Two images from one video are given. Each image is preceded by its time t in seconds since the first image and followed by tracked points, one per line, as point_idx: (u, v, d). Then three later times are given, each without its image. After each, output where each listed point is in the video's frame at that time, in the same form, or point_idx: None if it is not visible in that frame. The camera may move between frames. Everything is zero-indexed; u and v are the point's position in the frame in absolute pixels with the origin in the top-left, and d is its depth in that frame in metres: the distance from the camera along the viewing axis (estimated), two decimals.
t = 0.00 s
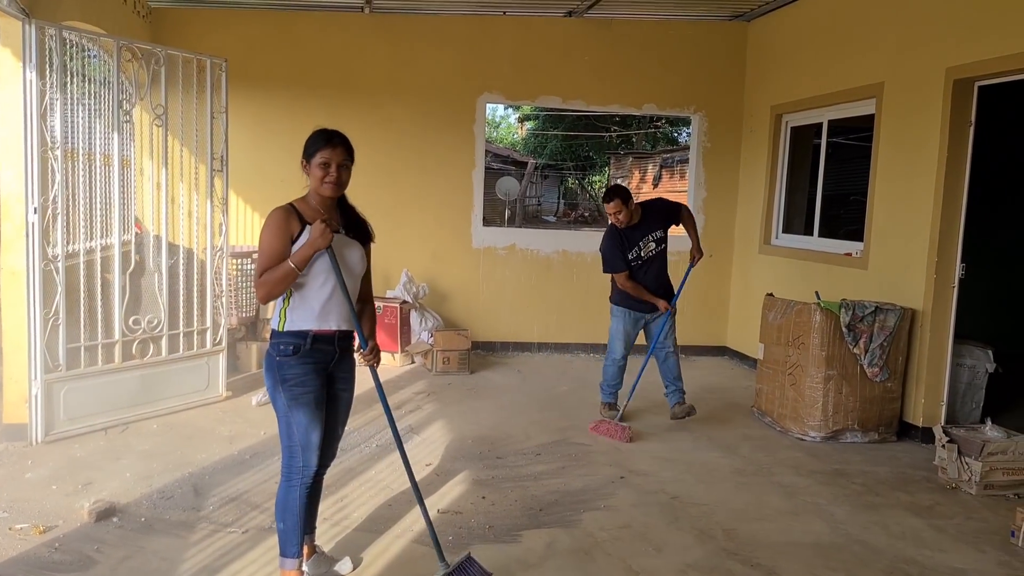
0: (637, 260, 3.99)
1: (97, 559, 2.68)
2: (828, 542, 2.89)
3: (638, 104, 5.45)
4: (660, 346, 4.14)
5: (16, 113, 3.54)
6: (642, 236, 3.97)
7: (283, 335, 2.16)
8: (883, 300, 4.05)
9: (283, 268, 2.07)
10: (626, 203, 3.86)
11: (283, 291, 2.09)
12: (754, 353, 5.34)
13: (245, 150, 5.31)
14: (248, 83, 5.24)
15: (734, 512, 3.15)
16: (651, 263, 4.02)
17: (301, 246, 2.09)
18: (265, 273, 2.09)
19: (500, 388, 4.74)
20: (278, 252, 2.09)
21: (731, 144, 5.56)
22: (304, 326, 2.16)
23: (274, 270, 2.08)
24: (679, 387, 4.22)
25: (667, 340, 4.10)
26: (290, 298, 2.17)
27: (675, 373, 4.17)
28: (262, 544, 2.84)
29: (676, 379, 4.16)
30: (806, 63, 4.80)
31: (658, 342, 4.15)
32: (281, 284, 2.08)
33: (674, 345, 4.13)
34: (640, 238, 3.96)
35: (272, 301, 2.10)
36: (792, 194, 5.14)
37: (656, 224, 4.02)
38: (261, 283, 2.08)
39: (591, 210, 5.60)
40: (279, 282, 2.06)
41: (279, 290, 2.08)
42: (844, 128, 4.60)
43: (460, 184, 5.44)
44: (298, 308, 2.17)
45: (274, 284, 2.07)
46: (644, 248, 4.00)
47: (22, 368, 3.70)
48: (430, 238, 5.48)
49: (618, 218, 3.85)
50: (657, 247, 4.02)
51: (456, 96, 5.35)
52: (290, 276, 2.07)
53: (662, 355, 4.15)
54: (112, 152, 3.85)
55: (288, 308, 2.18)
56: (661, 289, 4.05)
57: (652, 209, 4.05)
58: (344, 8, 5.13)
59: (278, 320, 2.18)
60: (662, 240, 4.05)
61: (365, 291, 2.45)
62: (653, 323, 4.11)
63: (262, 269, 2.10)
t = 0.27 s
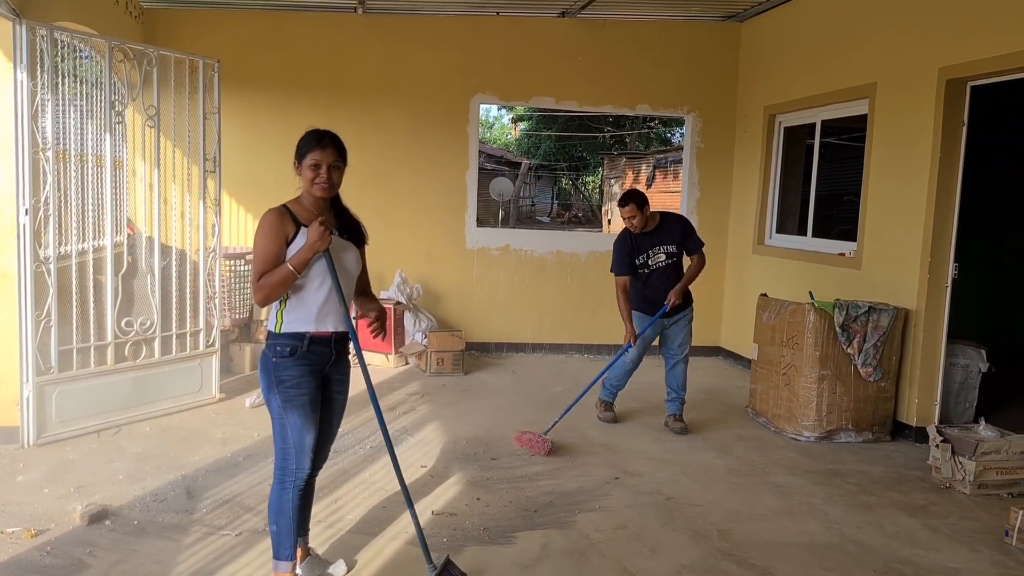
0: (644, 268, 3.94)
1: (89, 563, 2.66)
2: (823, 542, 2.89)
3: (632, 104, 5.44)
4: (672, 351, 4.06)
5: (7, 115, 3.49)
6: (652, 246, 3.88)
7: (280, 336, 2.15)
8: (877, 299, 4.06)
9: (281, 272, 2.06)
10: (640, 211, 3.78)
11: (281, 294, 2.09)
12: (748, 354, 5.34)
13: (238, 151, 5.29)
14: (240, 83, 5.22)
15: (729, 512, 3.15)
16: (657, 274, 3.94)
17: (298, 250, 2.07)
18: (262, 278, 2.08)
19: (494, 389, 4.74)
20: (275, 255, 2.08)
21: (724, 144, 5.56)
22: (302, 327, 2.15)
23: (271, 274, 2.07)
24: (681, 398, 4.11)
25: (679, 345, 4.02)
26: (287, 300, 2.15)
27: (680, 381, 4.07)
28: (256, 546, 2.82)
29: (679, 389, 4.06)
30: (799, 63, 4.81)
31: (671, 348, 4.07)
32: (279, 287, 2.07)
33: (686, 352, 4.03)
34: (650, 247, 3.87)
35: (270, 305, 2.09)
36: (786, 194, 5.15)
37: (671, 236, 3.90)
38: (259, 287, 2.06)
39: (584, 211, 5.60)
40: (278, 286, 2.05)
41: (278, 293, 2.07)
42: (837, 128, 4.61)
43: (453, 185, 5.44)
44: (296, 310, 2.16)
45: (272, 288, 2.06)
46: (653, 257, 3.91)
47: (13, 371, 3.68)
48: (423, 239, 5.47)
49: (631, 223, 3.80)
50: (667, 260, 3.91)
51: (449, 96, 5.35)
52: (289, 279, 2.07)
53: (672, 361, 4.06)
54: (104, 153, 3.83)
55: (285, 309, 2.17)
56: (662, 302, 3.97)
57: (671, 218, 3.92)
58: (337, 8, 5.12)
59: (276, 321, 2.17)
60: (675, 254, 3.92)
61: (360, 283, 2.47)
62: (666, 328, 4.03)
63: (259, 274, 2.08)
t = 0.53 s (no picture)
0: (651, 265, 3.89)
1: (79, 567, 2.64)
2: (818, 544, 2.88)
3: (625, 105, 5.44)
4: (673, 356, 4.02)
5: None
6: (660, 242, 3.84)
7: (275, 339, 2.13)
8: (871, 301, 4.06)
9: (274, 275, 2.05)
10: (649, 205, 3.75)
11: (274, 296, 2.08)
12: (742, 355, 5.34)
13: (231, 152, 5.27)
14: (233, 84, 5.20)
15: (724, 514, 3.14)
16: (665, 272, 3.89)
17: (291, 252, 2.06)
18: (256, 280, 2.06)
19: (488, 391, 4.72)
20: (269, 257, 2.07)
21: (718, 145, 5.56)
22: (297, 330, 2.13)
23: (265, 277, 2.06)
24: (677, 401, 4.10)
25: (682, 351, 3.99)
26: (282, 302, 2.13)
27: (678, 386, 4.05)
28: (248, 550, 2.80)
29: (677, 393, 4.04)
30: (793, 64, 4.80)
31: (672, 352, 4.03)
32: (273, 290, 2.06)
33: (687, 357, 3.99)
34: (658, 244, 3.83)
35: (263, 306, 2.08)
36: (780, 195, 5.15)
37: (679, 232, 3.86)
38: (253, 290, 2.06)
39: (578, 212, 5.58)
40: (272, 288, 2.04)
41: (270, 295, 2.06)
42: (830, 129, 4.61)
43: (447, 187, 5.42)
44: (291, 313, 2.13)
45: (266, 290, 2.05)
46: (660, 255, 3.87)
47: (4, 374, 3.65)
48: (417, 241, 5.45)
49: (639, 218, 3.76)
50: (675, 257, 3.87)
51: (443, 97, 5.34)
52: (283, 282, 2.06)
53: (672, 365, 4.03)
54: (95, 154, 3.80)
55: (280, 312, 2.14)
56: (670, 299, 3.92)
57: (679, 214, 3.88)
58: (330, 9, 5.11)
59: (270, 324, 2.14)
60: (683, 251, 3.88)
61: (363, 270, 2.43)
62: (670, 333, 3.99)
63: (254, 276, 2.06)
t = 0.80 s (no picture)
0: (653, 268, 3.88)
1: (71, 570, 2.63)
2: (813, 546, 2.88)
3: (620, 108, 5.44)
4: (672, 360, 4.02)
5: None
6: (661, 244, 3.84)
7: (269, 341, 2.12)
8: (864, 303, 4.06)
9: (267, 277, 2.04)
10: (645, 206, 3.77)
11: (267, 298, 2.07)
12: (736, 357, 5.35)
13: (225, 154, 5.26)
14: (227, 86, 5.19)
15: (718, 517, 3.14)
16: (667, 272, 3.88)
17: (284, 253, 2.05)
18: (249, 282, 2.06)
19: (482, 393, 4.72)
20: (262, 259, 2.06)
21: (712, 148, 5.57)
22: (291, 332, 2.12)
23: (258, 279, 2.05)
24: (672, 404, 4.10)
25: (681, 354, 3.99)
26: (276, 304, 2.13)
27: (675, 389, 4.04)
28: (241, 553, 2.79)
29: (674, 396, 4.04)
30: (787, 66, 4.81)
31: (671, 356, 4.03)
32: (265, 292, 2.05)
33: (686, 361, 3.98)
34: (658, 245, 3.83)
35: (257, 309, 2.08)
36: (774, 197, 5.16)
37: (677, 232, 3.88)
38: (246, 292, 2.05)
39: (572, 214, 5.59)
40: (264, 290, 2.03)
41: (263, 297, 2.05)
42: (824, 132, 4.63)
43: (442, 188, 5.42)
44: (285, 315, 2.13)
45: (258, 292, 2.04)
46: (661, 256, 3.86)
47: None
48: (412, 243, 5.45)
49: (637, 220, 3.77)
50: (675, 257, 3.87)
51: (438, 99, 5.33)
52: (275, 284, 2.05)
53: (670, 369, 4.02)
54: (88, 156, 3.79)
55: (274, 314, 2.14)
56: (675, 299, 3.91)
57: (676, 215, 3.90)
58: (324, 10, 5.10)
59: (264, 327, 2.14)
60: (683, 250, 3.89)
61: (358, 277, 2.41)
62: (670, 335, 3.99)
63: (247, 279, 2.06)
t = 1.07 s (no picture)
0: (651, 267, 3.89)
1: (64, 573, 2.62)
2: (808, 548, 2.88)
3: (616, 109, 5.44)
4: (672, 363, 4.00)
5: None
6: (660, 243, 3.84)
7: (262, 343, 2.12)
8: (859, 305, 4.07)
9: (258, 279, 2.03)
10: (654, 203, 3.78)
11: (259, 300, 2.06)
12: (732, 358, 5.36)
13: (220, 155, 5.25)
14: (222, 87, 5.18)
15: (713, 518, 3.14)
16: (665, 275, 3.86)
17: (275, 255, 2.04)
18: (241, 284, 2.05)
19: (477, 395, 4.71)
20: (253, 261, 2.06)
21: (708, 149, 5.57)
22: (283, 333, 2.12)
23: (250, 282, 2.04)
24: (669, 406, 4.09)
25: (681, 358, 3.96)
26: (269, 305, 2.13)
27: (673, 392, 4.03)
28: (235, 556, 2.78)
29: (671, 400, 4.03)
30: (782, 68, 4.82)
31: (672, 359, 4.00)
32: (255, 295, 2.04)
33: (686, 365, 3.96)
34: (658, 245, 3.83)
35: (248, 311, 2.07)
36: (769, 199, 5.16)
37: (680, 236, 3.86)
38: (238, 295, 2.04)
39: (568, 216, 5.59)
40: (254, 292, 2.03)
41: (254, 300, 2.04)
42: (819, 134, 4.63)
43: (438, 190, 5.42)
44: (278, 316, 2.13)
45: (249, 294, 2.03)
46: (660, 256, 3.86)
47: None
48: (407, 244, 5.44)
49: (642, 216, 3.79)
50: (675, 260, 3.85)
51: (433, 100, 5.33)
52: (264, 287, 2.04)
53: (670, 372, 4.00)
54: (82, 157, 3.78)
55: (267, 316, 2.15)
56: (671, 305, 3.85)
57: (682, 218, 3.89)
58: (319, 11, 5.10)
59: (257, 328, 2.15)
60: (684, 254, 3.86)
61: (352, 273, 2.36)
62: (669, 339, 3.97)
63: (239, 282, 2.05)
